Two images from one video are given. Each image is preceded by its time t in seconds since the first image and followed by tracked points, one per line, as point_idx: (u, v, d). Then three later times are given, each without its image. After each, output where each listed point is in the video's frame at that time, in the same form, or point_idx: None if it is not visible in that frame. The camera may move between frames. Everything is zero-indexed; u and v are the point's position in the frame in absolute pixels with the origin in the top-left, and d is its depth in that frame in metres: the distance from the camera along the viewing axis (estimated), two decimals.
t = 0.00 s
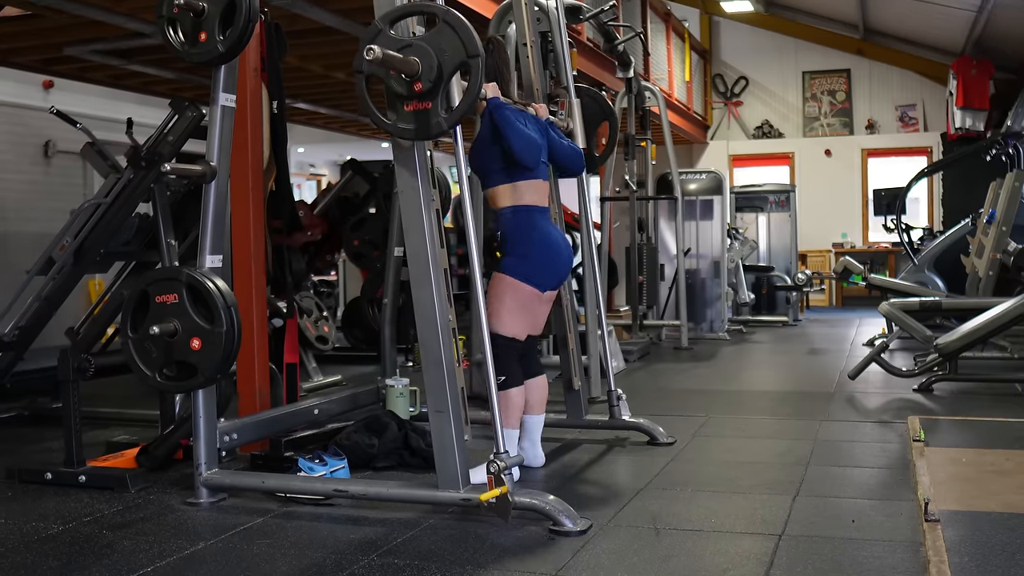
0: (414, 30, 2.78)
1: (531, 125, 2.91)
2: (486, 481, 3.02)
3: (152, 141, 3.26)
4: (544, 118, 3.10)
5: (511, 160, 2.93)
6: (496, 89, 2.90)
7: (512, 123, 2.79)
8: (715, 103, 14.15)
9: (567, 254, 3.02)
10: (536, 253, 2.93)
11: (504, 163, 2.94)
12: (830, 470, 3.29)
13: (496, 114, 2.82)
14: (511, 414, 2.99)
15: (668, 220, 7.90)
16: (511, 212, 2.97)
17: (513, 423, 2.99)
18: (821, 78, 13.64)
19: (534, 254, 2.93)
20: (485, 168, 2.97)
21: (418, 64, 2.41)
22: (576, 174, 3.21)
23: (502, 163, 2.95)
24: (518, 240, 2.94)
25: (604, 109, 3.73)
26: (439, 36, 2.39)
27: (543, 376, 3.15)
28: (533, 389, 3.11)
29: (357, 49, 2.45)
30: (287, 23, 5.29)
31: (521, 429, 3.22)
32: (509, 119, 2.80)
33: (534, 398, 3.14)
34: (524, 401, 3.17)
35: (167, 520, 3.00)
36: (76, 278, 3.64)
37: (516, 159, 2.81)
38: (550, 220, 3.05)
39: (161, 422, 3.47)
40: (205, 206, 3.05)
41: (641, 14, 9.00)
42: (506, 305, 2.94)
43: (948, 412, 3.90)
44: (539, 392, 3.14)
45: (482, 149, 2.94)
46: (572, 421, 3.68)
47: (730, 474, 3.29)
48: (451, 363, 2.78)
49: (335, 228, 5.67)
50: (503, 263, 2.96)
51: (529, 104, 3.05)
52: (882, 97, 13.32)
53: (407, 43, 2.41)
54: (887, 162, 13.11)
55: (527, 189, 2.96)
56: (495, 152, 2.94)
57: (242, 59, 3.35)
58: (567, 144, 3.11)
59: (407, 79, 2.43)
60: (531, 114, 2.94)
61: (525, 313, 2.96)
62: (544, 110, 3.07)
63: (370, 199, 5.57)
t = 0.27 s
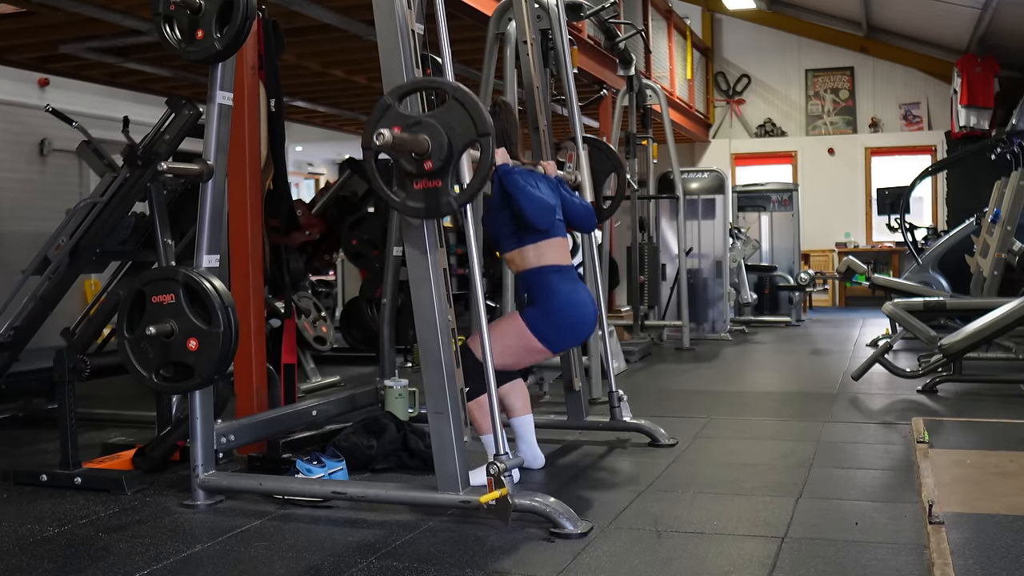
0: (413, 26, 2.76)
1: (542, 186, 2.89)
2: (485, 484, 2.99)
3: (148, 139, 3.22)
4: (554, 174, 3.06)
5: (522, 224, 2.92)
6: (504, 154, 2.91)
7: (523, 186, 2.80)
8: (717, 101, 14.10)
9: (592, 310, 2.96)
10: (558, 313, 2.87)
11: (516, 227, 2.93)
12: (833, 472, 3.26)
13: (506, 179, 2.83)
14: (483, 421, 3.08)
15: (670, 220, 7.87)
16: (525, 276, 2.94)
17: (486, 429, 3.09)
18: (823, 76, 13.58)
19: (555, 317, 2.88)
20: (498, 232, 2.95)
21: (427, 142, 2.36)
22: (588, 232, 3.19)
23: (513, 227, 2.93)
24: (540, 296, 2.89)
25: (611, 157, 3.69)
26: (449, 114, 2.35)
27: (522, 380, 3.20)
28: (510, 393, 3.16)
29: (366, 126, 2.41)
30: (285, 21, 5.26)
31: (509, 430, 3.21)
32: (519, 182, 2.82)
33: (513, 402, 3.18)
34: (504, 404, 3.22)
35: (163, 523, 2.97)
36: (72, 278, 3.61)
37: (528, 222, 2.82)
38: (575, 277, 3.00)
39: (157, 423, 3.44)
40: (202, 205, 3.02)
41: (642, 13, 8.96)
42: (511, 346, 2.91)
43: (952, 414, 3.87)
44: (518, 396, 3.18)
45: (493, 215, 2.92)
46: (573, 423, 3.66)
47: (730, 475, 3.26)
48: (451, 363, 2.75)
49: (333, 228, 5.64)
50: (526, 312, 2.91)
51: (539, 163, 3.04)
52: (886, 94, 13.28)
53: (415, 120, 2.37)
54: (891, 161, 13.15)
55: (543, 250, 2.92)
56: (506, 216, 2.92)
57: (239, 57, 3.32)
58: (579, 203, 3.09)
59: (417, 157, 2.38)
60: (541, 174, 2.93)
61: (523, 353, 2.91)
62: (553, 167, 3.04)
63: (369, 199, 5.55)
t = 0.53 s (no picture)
0: (412, 23, 2.73)
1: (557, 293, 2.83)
2: (485, 485, 2.96)
3: (144, 138, 3.19)
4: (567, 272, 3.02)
5: (534, 332, 2.87)
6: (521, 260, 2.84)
7: (538, 297, 2.74)
8: (719, 100, 14.05)
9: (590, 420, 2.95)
10: (558, 421, 2.85)
11: (528, 334, 2.88)
12: (836, 473, 3.23)
13: (521, 290, 2.76)
14: (482, 427, 3.05)
15: (671, 219, 7.84)
16: (533, 379, 2.90)
17: (486, 432, 3.04)
18: (826, 74, 13.56)
19: (555, 423, 2.85)
20: (509, 336, 2.91)
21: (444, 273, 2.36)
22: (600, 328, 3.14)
23: (525, 334, 2.88)
24: (546, 394, 2.88)
25: (623, 241, 3.78)
26: (466, 244, 2.34)
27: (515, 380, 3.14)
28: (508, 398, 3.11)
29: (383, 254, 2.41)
30: (284, 17, 5.23)
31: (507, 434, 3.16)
32: (534, 294, 2.75)
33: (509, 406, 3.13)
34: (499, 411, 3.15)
35: (160, 525, 2.94)
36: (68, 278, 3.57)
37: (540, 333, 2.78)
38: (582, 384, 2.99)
39: (154, 425, 3.41)
40: (199, 204, 2.99)
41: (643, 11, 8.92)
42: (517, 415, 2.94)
43: (956, 415, 3.84)
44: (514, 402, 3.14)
45: (505, 321, 2.88)
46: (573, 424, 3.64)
47: (732, 477, 3.23)
48: (451, 364, 2.72)
49: (332, 227, 5.60)
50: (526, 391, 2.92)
51: (554, 261, 2.99)
52: (889, 93, 13.23)
53: (431, 249, 2.37)
54: (894, 160, 13.15)
55: (555, 354, 2.89)
56: (518, 324, 2.88)
57: (236, 54, 3.29)
58: (592, 299, 3.05)
59: (434, 288, 2.38)
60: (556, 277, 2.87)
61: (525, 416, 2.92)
62: (567, 265, 3.00)
63: (369, 198, 5.52)
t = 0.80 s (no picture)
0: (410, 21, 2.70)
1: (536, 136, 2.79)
2: (485, 487, 2.93)
3: (140, 137, 3.17)
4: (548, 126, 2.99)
5: (516, 172, 2.83)
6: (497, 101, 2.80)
7: (518, 133, 2.69)
8: (721, 98, 13.99)
9: (582, 259, 2.91)
10: (550, 261, 2.81)
11: (510, 174, 2.84)
12: (839, 475, 3.20)
13: (499, 127, 2.71)
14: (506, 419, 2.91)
15: (673, 218, 7.81)
16: (520, 225, 2.86)
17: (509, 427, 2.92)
18: (830, 72, 13.54)
19: (549, 263, 2.82)
20: (491, 180, 2.86)
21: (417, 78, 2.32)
22: (582, 181, 3.13)
23: (507, 175, 2.84)
24: (534, 241, 2.83)
25: (610, 118, 3.65)
26: (440, 51, 2.31)
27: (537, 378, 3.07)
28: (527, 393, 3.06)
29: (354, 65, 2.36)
30: (281, 15, 5.19)
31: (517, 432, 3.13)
32: (513, 130, 2.70)
33: (527, 401, 3.06)
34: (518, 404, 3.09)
35: (157, 528, 2.90)
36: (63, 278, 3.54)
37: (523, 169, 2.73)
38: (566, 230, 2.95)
39: (150, 426, 3.38)
40: (196, 204, 2.95)
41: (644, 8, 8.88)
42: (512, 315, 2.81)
43: (961, 417, 3.81)
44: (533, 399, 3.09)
45: (486, 164, 2.83)
46: (574, 425, 3.60)
47: (735, 479, 3.20)
48: (450, 364, 2.69)
49: (330, 226, 5.57)
50: (517, 272, 2.84)
51: (533, 113, 2.96)
52: (893, 91, 13.21)
53: (405, 57, 2.33)
54: (897, 158, 13.07)
55: (538, 195, 2.85)
56: (499, 165, 2.84)
57: (233, 52, 3.27)
58: (574, 151, 3.03)
59: (407, 93, 2.34)
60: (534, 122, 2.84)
61: (527, 321, 2.84)
62: (548, 119, 2.97)
63: (367, 196, 5.49)
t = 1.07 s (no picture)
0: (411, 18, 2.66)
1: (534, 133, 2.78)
2: (484, 489, 2.89)
3: (136, 136, 3.14)
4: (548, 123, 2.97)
5: (514, 170, 2.80)
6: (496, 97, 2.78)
7: (516, 131, 2.68)
8: (723, 96, 13.95)
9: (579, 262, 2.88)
10: (547, 264, 2.79)
11: (508, 174, 2.81)
12: (843, 477, 3.17)
13: (498, 122, 2.70)
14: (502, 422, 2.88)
15: (674, 217, 7.78)
16: (515, 223, 2.84)
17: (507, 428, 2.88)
18: (833, 69, 13.51)
19: (546, 263, 2.80)
20: (488, 176, 2.83)
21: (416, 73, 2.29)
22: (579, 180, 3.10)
23: (505, 174, 2.82)
24: (529, 240, 2.81)
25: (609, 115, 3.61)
26: (438, 44, 2.28)
27: (534, 379, 3.01)
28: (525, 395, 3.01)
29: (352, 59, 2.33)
30: (278, 12, 5.16)
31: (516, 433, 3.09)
32: (512, 127, 2.69)
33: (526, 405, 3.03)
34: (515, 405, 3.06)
35: (153, 530, 2.87)
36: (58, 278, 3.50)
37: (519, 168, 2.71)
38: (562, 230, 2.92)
39: (147, 427, 3.35)
40: (193, 203, 2.92)
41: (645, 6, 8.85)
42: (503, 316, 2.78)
43: (965, 418, 3.77)
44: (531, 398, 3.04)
45: (484, 161, 2.80)
46: (574, 426, 3.57)
47: (737, 481, 3.17)
48: (449, 365, 2.66)
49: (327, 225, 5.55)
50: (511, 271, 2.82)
51: (532, 108, 2.93)
52: (897, 90, 13.18)
53: (404, 51, 2.30)
54: (901, 157, 13.04)
55: (535, 195, 2.83)
56: (497, 163, 2.81)
57: (231, 49, 3.23)
58: (573, 151, 3.00)
59: (405, 88, 2.31)
60: (533, 120, 2.82)
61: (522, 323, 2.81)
62: (548, 116, 2.94)
63: (365, 195, 5.46)
